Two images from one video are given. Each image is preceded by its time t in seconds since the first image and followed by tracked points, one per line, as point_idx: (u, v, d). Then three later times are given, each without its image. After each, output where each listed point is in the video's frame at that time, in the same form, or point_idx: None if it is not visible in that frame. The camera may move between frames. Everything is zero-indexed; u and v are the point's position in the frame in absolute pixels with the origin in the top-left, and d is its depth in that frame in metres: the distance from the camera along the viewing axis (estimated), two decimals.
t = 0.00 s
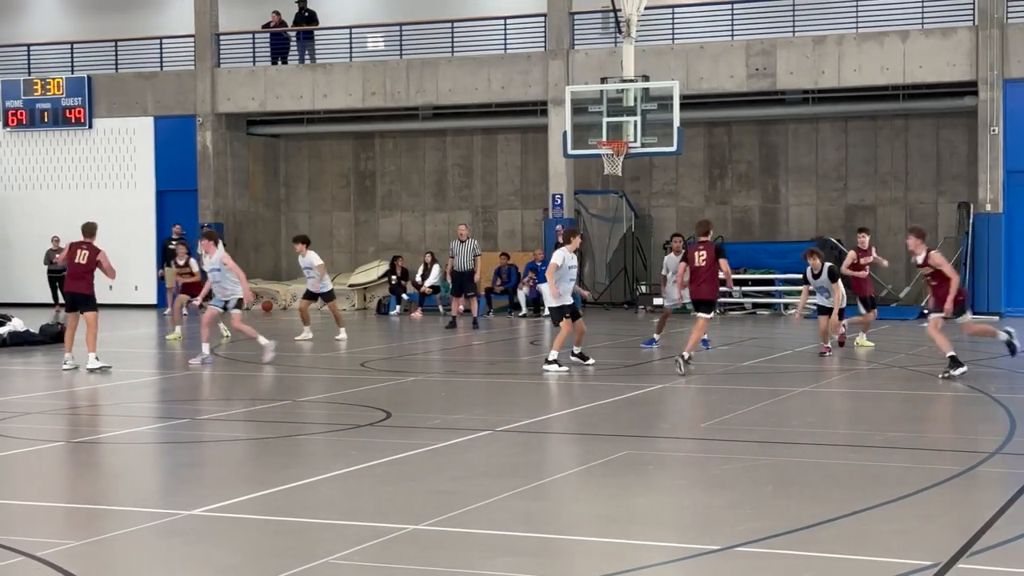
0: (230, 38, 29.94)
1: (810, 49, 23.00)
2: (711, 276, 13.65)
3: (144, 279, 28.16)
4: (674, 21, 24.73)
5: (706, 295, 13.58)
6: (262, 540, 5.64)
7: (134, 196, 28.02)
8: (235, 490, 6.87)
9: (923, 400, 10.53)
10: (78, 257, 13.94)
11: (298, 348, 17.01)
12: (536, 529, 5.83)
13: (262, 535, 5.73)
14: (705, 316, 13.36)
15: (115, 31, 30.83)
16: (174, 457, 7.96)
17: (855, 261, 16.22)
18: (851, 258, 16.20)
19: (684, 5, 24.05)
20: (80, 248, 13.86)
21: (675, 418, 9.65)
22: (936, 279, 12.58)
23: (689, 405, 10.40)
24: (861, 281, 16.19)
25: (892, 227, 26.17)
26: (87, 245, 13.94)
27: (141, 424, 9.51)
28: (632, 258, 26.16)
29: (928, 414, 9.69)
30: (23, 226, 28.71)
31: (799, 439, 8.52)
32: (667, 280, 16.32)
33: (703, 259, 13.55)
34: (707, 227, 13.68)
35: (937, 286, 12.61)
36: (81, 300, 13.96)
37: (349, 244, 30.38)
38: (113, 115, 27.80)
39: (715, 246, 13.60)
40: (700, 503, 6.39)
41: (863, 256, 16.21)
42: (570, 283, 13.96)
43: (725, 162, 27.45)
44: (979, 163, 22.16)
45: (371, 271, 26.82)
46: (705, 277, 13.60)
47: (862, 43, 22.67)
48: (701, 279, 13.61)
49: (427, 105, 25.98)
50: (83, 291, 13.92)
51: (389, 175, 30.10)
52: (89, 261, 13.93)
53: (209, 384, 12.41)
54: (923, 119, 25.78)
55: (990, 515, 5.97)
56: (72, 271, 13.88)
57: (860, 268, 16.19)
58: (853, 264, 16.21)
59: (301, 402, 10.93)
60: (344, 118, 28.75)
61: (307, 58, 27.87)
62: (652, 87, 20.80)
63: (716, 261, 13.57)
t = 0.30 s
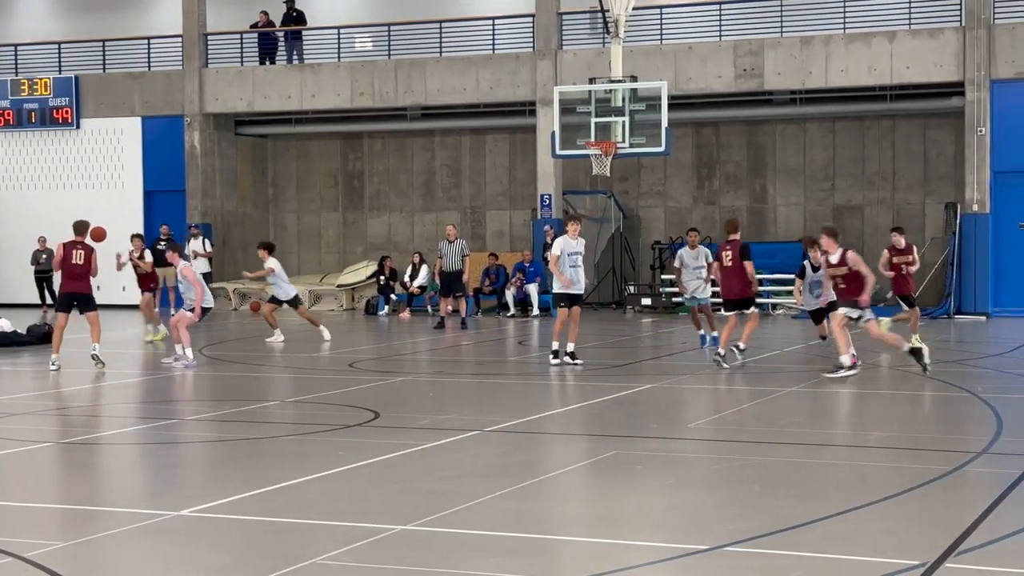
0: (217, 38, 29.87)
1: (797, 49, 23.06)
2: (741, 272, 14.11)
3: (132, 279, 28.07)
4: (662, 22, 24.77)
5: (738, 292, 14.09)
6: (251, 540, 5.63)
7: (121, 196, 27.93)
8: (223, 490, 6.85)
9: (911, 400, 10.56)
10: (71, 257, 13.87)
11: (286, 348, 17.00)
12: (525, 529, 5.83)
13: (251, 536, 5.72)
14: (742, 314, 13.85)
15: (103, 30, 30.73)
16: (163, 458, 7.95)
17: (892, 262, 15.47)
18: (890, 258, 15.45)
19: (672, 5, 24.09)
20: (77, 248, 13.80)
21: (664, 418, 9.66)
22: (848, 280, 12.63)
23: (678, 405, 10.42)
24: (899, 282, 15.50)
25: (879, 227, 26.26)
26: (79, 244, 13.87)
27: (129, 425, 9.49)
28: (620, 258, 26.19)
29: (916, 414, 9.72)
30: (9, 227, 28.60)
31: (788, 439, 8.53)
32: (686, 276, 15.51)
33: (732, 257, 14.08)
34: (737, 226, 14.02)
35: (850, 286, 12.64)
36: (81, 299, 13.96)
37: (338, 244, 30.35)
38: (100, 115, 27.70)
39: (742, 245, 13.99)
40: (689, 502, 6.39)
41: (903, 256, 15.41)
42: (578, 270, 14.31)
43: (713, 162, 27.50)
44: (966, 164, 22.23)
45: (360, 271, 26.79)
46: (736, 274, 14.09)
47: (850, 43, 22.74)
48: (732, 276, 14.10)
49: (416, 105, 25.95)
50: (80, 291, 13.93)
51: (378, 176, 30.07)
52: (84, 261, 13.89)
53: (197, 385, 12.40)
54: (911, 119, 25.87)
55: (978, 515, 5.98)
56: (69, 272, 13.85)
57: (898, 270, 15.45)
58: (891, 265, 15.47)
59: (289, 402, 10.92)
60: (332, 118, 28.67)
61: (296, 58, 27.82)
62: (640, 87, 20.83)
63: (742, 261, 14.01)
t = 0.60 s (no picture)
0: (208, 38, 29.80)
1: (788, 50, 23.10)
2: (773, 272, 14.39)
3: (122, 279, 28.00)
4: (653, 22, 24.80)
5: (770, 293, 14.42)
6: (241, 540, 5.62)
7: (111, 196, 27.85)
8: (213, 490, 6.84)
9: (902, 401, 10.57)
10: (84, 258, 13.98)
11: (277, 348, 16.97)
12: (516, 529, 5.82)
13: (241, 536, 5.71)
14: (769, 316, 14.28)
15: (92, 30, 30.64)
16: (154, 458, 7.93)
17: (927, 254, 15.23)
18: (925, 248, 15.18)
19: (663, 6, 24.11)
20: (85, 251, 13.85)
21: (655, 418, 9.66)
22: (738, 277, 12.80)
23: (669, 405, 10.43)
24: (933, 274, 15.26)
25: (870, 227, 26.31)
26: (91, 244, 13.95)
27: (120, 425, 9.46)
28: (611, 258, 26.24)
29: (907, 413, 9.73)
30: None
31: (778, 438, 8.54)
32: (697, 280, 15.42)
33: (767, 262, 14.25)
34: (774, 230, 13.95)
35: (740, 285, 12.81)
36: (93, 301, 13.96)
37: (328, 244, 30.31)
38: (90, 115, 27.61)
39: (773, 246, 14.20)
40: (680, 502, 6.39)
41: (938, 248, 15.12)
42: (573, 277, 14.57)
43: (703, 162, 27.53)
44: (956, 164, 22.26)
45: (350, 271, 26.76)
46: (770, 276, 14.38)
47: (840, 43, 22.78)
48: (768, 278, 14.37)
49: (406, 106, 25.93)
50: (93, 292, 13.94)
51: (368, 176, 30.03)
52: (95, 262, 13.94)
53: (188, 385, 12.37)
54: (901, 119, 25.93)
55: (967, 515, 5.99)
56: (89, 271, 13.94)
57: (932, 261, 15.18)
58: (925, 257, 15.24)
59: (280, 402, 10.90)
60: (323, 118, 28.63)
61: (286, 58, 27.78)
62: (631, 87, 20.78)
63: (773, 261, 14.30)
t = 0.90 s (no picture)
0: (201, 38, 29.76)
1: (781, 50, 23.13)
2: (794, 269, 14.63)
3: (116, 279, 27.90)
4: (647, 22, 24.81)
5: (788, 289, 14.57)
6: (235, 540, 5.61)
7: (105, 196, 27.79)
8: (206, 490, 6.83)
9: (896, 400, 10.58)
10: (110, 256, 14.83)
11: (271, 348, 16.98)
12: (511, 529, 5.82)
13: (235, 536, 5.70)
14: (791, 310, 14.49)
15: (86, 30, 30.57)
16: (149, 458, 7.92)
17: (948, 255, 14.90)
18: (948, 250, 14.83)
19: (657, 5, 24.11)
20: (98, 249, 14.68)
21: (649, 418, 9.65)
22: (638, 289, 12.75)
23: (663, 404, 10.44)
24: (956, 275, 14.83)
25: (863, 227, 26.35)
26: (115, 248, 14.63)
27: (114, 425, 9.44)
28: (605, 258, 26.23)
29: (900, 414, 9.74)
30: None
31: (771, 438, 8.54)
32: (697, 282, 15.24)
33: (785, 255, 14.59)
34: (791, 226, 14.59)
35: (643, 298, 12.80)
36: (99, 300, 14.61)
37: (322, 244, 30.28)
38: (83, 114, 27.55)
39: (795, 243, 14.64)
40: (674, 503, 6.39)
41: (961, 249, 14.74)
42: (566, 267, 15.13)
43: (697, 162, 27.55)
44: (949, 164, 22.30)
45: (344, 271, 26.75)
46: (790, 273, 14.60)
47: (834, 43, 22.80)
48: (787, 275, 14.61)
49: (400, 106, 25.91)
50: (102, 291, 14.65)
51: (362, 176, 30.00)
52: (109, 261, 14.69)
53: (182, 385, 12.35)
54: (894, 120, 25.95)
55: (961, 515, 5.99)
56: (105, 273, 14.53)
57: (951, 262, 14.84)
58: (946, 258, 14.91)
59: (274, 402, 10.89)
60: (317, 118, 28.59)
61: (279, 58, 27.74)
62: (624, 87, 20.80)
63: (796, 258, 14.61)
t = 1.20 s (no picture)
0: (198, 37, 29.74)
1: (778, 50, 23.15)
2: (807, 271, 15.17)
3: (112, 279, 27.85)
4: (644, 22, 24.82)
5: (802, 291, 15.06)
6: (232, 540, 5.61)
7: (101, 196, 27.76)
8: (203, 490, 6.83)
9: (892, 401, 10.58)
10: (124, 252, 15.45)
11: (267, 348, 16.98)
12: (508, 529, 5.82)
13: (231, 537, 5.69)
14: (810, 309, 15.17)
15: (82, 30, 30.54)
16: (146, 458, 7.91)
17: (960, 262, 14.74)
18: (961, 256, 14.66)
19: (654, 6, 24.12)
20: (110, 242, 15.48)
21: (647, 418, 9.66)
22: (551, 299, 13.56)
23: (659, 404, 10.44)
24: (972, 281, 14.59)
25: (859, 227, 26.36)
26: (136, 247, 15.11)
27: (111, 425, 9.44)
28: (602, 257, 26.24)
29: (896, 414, 9.74)
30: None
31: (768, 438, 8.54)
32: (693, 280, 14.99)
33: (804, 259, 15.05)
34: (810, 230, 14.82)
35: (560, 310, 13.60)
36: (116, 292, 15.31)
37: (318, 244, 30.26)
38: (80, 114, 27.54)
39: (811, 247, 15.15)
40: (670, 503, 6.39)
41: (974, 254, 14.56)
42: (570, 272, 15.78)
43: (694, 163, 27.57)
44: (946, 164, 22.31)
45: (341, 271, 26.75)
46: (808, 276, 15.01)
47: (830, 43, 22.82)
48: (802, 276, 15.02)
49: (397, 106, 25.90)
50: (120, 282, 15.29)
51: (358, 176, 29.98)
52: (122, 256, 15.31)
53: (178, 385, 12.34)
54: (891, 120, 25.97)
55: (958, 515, 6.00)
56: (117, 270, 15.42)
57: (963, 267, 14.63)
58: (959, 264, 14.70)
59: (271, 402, 10.88)
60: (313, 118, 28.58)
61: (276, 58, 27.73)
62: (621, 87, 20.78)
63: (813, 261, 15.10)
